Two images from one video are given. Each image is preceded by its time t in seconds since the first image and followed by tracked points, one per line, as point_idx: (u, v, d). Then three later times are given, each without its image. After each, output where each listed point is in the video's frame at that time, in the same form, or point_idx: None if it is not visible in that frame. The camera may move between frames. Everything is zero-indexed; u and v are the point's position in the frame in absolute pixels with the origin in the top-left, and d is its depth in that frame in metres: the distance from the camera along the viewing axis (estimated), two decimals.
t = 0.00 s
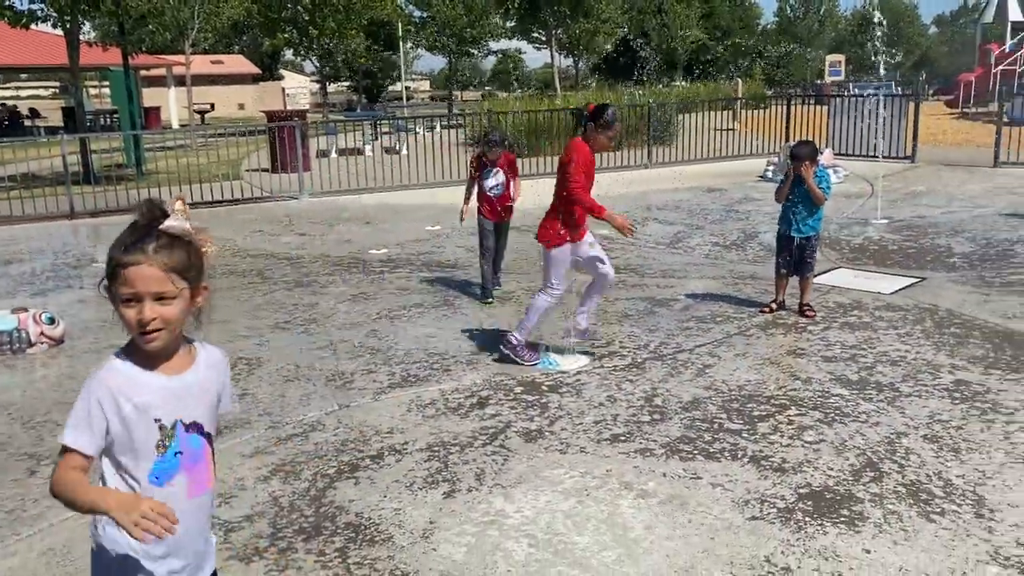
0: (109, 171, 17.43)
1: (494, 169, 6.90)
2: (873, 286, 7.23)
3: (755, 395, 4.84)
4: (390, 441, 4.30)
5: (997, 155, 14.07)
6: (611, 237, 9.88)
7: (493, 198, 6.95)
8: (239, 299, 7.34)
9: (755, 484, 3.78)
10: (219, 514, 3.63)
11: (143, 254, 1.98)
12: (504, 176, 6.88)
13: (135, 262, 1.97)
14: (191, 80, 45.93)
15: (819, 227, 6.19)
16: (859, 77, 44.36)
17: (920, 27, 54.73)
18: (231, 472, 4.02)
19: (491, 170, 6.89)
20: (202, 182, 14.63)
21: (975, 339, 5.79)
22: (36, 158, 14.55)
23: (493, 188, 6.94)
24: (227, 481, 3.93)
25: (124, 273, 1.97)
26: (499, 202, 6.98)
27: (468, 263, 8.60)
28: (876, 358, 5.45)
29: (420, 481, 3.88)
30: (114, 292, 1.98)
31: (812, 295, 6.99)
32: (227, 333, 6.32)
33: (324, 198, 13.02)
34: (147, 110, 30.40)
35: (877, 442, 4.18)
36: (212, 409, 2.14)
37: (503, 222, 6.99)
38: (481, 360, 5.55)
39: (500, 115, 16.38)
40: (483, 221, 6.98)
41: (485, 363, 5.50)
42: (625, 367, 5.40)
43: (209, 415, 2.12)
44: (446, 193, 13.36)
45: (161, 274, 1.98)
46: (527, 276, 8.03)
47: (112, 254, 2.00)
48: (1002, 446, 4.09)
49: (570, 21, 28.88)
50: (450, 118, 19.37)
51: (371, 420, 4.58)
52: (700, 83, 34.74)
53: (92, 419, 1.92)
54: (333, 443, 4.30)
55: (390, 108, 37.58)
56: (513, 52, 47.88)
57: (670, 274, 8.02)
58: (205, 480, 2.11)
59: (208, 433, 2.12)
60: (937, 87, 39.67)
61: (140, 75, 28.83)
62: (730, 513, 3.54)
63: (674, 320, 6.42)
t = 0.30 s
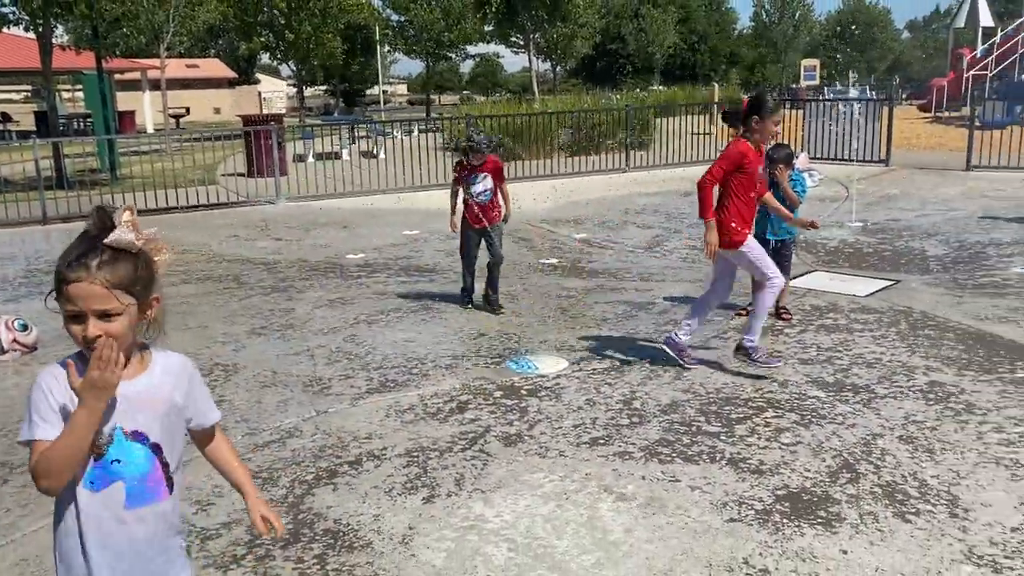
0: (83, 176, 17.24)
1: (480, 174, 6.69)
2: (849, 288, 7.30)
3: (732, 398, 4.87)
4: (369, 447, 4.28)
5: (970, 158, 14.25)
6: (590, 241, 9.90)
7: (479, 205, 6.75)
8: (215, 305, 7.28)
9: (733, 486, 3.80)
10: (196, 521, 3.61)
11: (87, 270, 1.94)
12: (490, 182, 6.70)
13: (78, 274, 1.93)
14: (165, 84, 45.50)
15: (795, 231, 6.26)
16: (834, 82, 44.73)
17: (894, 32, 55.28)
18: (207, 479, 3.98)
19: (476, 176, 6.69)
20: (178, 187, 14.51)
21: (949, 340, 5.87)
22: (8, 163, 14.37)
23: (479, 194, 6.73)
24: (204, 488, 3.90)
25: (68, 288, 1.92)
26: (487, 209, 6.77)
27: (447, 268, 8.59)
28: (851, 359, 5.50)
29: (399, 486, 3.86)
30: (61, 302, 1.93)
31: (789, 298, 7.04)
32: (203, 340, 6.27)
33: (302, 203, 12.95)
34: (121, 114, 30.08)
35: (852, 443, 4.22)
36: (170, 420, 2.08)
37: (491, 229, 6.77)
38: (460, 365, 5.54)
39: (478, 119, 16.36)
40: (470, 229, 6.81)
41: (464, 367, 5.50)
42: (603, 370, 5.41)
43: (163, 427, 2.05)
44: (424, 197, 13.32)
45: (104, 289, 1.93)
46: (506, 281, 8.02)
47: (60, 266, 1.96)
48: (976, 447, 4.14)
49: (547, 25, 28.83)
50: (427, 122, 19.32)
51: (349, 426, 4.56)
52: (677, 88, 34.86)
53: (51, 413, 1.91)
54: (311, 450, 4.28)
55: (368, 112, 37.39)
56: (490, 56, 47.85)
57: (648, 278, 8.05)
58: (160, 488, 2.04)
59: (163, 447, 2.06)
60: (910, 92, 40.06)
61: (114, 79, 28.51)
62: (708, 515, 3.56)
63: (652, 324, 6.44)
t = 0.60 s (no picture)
0: (61, 182, 17.09)
1: (485, 184, 6.13)
2: (827, 291, 7.37)
3: (712, 400, 4.91)
4: (350, 453, 4.28)
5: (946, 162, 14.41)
6: (571, 245, 9.92)
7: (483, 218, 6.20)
8: (195, 311, 7.24)
9: (713, 489, 3.83)
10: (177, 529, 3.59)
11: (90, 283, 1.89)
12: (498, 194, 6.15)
13: (80, 288, 1.87)
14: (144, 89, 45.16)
15: (772, 235, 6.28)
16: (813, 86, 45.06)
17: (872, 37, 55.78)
18: (189, 487, 3.97)
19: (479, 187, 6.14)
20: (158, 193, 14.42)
21: (926, 342, 5.93)
22: None
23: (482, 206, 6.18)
24: (184, 497, 3.88)
25: (86, 305, 1.88)
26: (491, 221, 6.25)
27: (428, 273, 8.59)
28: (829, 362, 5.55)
29: (380, 493, 3.86)
30: (60, 315, 1.86)
31: (768, 301, 7.10)
32: (182, 347, 6.23)
33: (282, 209, 12.89)
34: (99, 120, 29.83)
35: (831, 445, 4.26)
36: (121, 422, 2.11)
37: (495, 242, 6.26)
38: (441, 370, 5.55)
39: (459, 124, 16.37)
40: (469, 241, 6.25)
41: (445, 372, 5.50)
42: (585, 374, 5.42)
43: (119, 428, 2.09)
44: (405, 202, 13.30)
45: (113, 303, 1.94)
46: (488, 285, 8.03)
47: (47, 277, 1.85)
48: (952, 448, 4.18)
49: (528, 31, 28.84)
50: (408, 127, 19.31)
51: (331, 433, 4.55)
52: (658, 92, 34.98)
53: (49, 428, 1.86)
54: (291, 457, 4.27)
55: (348, 117, 37.26)
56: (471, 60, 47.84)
57: (629, 282, 8.08)
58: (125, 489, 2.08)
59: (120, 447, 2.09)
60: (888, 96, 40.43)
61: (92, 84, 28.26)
62: (689, 518, 3.58)
63: (633, 328, 6.47)
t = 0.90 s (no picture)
0: (39, 187, 16.91)
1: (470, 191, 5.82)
2: (808, 293, 7.42)
3: (694, 403, 4.92)
4: (332, 459, 4.26)
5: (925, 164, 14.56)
6: (555, 249, 9.93)
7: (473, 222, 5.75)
8: (176, 317, 7.19)
9: (695, 491, 3.84)
10: (157, 537, 3.57)
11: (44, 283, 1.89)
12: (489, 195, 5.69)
13: (57, 291, 1.92)
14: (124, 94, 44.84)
15: (752, 237, 6.31)
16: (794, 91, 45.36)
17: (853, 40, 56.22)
18: (169, 494, 3.94)
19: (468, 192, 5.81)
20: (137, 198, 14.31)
21: (905, 344, 5.98)
22: None
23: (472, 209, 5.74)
24: (165, 504, 3.85)
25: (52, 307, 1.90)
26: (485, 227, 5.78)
27: (411, 277, 8.57)
28: (811, 364, 5.58)
29: (363, 498, 3.85)
30: (45, 319, 1.88)
31: (750, 304, 7.13)
32: (162, 353, 6.18)
33: (264, 213, 12.83)
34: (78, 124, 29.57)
35: (812, 447, 4.28)
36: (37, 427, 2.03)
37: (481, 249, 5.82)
38: (424, 374, 5.53)
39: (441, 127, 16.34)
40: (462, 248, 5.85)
41: (428, 377, 5.48)
42: (568, 378, 5.43)
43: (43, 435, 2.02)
44: (388, 206, 13.27)
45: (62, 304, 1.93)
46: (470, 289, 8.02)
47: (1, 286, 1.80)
48: (932, 449, 4.22)
49: (510, 35, 28.86)
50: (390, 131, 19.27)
51: (313, 438, 4.53)
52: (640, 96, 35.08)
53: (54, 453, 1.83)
54: (273, 462, 4.24)
55: (330, 121, 37.09)
56: (454, 64, 47.80)
57: (612, 285, 8.10)
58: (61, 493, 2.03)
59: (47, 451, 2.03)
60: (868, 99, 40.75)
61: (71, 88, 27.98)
62: (672, 520, 3.59)
63: (617, 331, 6.48)
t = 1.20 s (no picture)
0: (20, 191, 16.77)
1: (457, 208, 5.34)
2: (792, 295, 7.45)
3: (680, 405, 4.92)
4: (317, 464, 4.23)
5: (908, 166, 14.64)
6: (540, 251, 9.93)
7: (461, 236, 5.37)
8: (159, 321, 7.14)
9: (681, 492, 3.84)
10: (139, 543, 3.53)
11: None
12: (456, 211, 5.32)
13: (17, 288, 1.93)
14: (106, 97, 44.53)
15: (736, 239, 6.33)
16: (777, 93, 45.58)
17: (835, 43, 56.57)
18: (151, 500, 3.90)
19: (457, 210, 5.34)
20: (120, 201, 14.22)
21: (889, 344, 6.01)
22: None
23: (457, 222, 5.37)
24: (148, 510, 3.82)
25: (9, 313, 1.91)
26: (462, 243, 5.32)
27: (397, 280, 8.55)
28: (796, 365, 5.60)
29: (348, 502, 3.83)
30: (5, 318, 1.89)
31: (735, 305, 7.15)
32: (145, 357, 6.13)
33: (248, 216, 12.76)
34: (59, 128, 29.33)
35: (797, 447, 4.30)
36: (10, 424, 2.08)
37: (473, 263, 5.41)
38: (409, 377, 5.51)
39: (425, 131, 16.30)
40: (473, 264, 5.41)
41: (413, 380, 5.46)
42: (553, 380, 5.42)
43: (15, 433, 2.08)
44: (373, 209, 13.23)
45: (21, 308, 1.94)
46: (456, 292, 8.01)
47: None
48: (917, 449, 4.24)
49: (495, 38, 28.84)
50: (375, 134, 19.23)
51: (298, 442, 4.50)
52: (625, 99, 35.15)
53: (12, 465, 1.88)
54: (258, 467, 4.21)
55: (314, 124, 36.95)
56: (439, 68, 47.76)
57: (597, 287, 8.10)
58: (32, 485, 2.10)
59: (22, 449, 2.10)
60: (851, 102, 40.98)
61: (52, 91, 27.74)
62: (658, 522, 3.59)
63: (602, 333, 6.48)
